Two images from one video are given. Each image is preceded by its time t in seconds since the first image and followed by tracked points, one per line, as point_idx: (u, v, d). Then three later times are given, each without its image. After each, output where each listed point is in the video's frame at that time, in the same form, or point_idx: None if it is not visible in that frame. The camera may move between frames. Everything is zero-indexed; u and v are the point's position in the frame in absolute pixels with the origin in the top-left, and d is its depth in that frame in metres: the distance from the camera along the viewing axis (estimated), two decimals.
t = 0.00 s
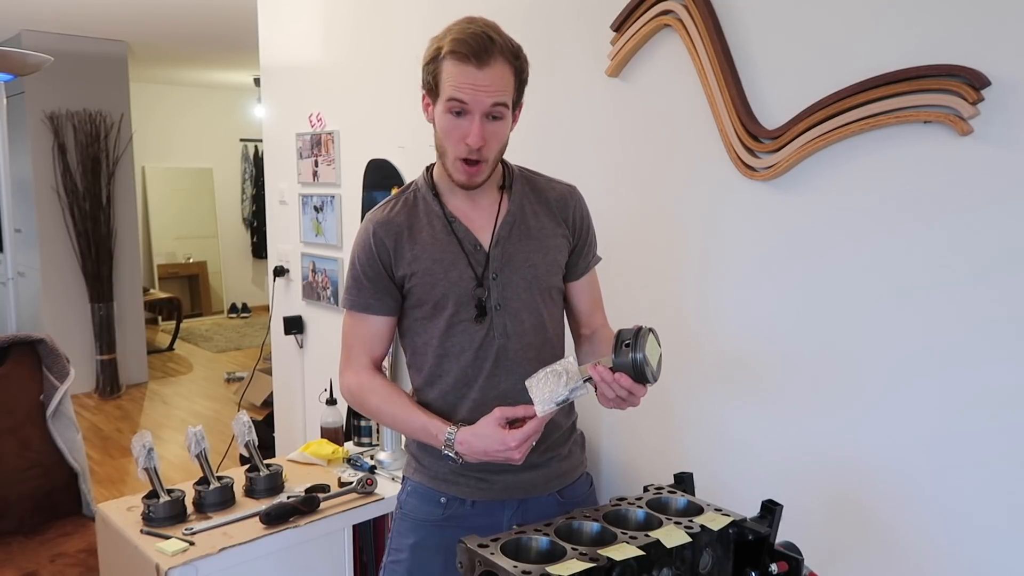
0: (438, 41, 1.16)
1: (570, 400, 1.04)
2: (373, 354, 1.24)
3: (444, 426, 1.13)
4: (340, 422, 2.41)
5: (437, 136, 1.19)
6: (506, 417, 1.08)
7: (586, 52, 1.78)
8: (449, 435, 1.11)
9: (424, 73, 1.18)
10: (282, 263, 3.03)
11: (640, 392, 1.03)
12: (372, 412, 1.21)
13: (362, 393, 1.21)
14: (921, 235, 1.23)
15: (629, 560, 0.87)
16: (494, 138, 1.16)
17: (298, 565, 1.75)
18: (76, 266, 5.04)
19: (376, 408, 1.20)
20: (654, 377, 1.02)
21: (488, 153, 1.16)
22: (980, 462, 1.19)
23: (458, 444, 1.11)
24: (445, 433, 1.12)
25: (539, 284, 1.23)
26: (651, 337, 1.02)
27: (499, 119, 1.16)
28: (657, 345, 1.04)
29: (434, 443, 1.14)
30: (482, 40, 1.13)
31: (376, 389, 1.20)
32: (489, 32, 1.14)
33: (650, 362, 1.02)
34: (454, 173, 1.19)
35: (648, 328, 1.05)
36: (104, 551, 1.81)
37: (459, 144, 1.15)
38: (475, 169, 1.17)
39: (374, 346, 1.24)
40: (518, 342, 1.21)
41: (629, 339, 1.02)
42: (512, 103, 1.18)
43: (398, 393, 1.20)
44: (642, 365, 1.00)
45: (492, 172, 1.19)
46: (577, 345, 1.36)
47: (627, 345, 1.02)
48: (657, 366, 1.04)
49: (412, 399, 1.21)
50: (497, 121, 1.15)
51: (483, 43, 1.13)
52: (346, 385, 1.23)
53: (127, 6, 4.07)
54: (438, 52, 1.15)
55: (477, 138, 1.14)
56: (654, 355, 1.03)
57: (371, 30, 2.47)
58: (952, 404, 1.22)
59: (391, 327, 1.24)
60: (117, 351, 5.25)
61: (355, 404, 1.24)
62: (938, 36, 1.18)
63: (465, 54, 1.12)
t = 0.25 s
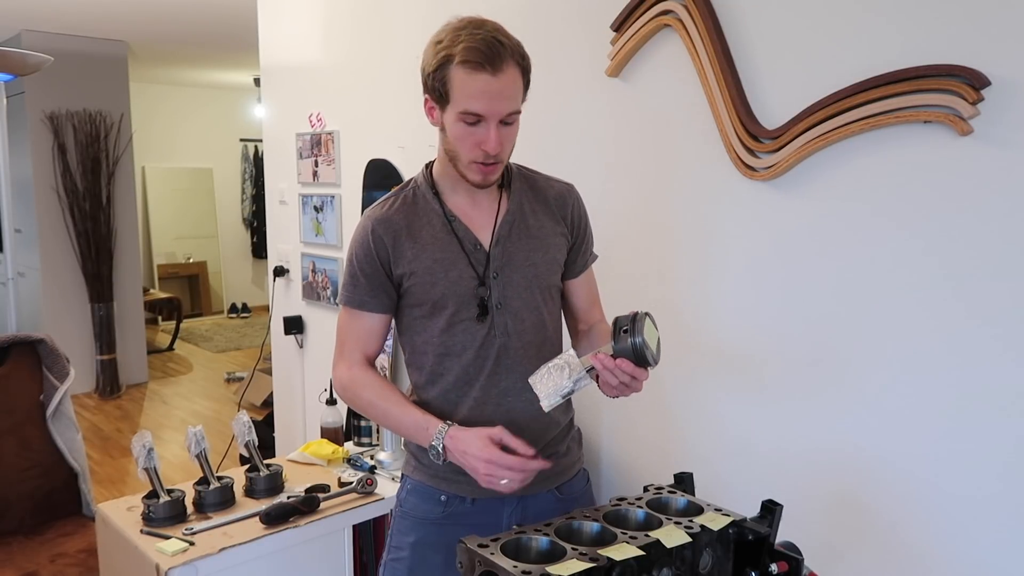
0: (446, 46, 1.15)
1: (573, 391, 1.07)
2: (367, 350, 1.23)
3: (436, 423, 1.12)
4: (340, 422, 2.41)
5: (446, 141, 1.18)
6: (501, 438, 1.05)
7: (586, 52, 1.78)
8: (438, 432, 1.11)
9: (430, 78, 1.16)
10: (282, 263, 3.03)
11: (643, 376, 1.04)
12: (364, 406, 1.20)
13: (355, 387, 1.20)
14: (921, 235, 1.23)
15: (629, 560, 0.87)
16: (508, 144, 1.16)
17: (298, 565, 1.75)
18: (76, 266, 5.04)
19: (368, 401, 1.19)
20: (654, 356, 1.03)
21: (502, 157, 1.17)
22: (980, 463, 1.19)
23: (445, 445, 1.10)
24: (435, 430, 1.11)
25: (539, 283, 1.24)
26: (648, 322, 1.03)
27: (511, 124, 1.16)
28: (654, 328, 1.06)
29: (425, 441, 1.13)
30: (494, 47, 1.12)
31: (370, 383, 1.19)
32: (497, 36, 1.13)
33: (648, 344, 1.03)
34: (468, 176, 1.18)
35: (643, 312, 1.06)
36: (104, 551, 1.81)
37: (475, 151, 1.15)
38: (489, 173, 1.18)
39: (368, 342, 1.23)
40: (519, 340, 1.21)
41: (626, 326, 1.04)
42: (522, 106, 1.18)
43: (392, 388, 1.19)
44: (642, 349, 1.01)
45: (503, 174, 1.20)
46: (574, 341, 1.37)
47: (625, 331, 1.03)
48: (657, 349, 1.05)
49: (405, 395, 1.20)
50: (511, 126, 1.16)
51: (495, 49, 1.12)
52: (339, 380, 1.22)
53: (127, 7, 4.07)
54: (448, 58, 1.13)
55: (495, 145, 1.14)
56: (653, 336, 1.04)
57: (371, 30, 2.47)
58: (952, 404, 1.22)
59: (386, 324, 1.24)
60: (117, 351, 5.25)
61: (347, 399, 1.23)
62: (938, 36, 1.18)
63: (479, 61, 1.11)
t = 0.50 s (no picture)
0: (449, 54, 1.13)
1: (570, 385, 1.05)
2: (368, 343, 1.22)
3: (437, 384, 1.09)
4: (340, 422, 2.41)
5: (454, 146, 1.18)
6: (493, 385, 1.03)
7: (586, 51, 1.78)
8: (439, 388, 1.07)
9: (434, 86, 1.15)
10: (282, 263, 3.03)
11: (635, 367, 1.06)
12: (365, 391, 1.17)
13: (356, 371, 1.18)
14: (921, 235, 1.23)
15: (629, 560, 0.87)
16: (516, 147, 1.16)
17: (298, 565, 1.75)
18: (76, 266, 5.04)
19: (371, 381, 1.16)
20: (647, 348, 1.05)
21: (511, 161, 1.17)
22: (980, 463, 1.19)
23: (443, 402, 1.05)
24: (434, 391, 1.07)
25: (542, 283, 1.24)
26: (637, 311, 1.06)
27: (519, 127, 1.16)
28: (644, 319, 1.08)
29: (425, 407, 1.09)
30: (498, 54, 1.11)
31: (372, 366, 1.17)
32: (501, 42, 1.12)
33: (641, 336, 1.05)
34: (477, 179, 1.19)
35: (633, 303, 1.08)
36: (104, 551, 1.81)
37: (484, 157, 1.15)
38: (497, 176, 1.18)
39: (371, 335, 1.22)
40: (519, 340, 1.22)
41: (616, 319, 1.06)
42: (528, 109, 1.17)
43: (395, 370, 1.17)
44: (633, 339, 1.03)
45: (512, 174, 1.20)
46: (575, 340, 1.37)
47: (615, 322, 1.06)
48: (648, 339, 1.07)
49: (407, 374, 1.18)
50: (518, 130, 1.15)
51: (499, 57, 1.11)
52: (339, 369, 1.20)
53: (127, 7, 4.07)
54: (452, 67, 1.12)
55: (504, 151, 1.14)
56: (645, 328, 1.07)
57: (371, 30, 2.47)
58: (952, 404, 1.22)
59: (389, 319, 1.23)
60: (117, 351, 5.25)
61: (348, 390, 1.20)
62: (938, 36, 1.18)
63: (484, 70, 1.11)
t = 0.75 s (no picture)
0: (444, 52, 1.13)
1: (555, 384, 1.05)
2: (375, 343, 1.22)
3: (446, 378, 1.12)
4: (340, 422, 2.41)
5: (451, 145, 1.18)
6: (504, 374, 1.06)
7: (586, 51, 1.78)
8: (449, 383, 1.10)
9: (431, 85, 1.16)
10: (282, 263, 3.03)
11: (623, 381, 1.05)
12: (372, 390, 1.18)
13: (365, 373, 1.19)
14: (921, 236, 1.23)
15: (629, 560, 0.87)
16: (511, 148, 1.16)
17: (298, 564, 1.75)
18: (76, 266, 5.04)
19: (379, 381, 1.17)
20: (638, 368, 1.03)
21: (506, 161, 1.16)
22: (979, 463, 1.19)
23: (456, 395, 1.08)
24: (444, 385, 1.10)
25: (543, 285, 1.24)
26: (635, 327, 1.03)
27: (514, 127, 1.15)
28: (642, 334, 1.05)
29: (436, 403, 1.11)
30: (490, 52, 1.11)
31: (379, 365, 1.18)
32: (494, 40, 1.12)
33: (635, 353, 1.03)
34: (474, 179, 1.19)
35: (632, 316, 1.05)
36: (104, 551, 1.81)
37: (478, 157, 1.15)
38: (493, 176, 1.18)
39: (376, 335, 1.22)
40: (519, 341, 1.22)
41: (613, 331, 1.04)
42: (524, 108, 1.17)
43: (404, 369, 1.18)
44: (625, 355, 1.01)
45: (510, 174, 1.20)
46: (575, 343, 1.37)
47: (611, 333, 1.04)
48: (641, 358, 1.05)
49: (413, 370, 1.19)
50: (513, 130, 1.15)
51: (491, 55, 1.11)
52: (346, 371, 1.21)
53: (127, 7, 4.07)
54: (446, 66, 1.13)
55: (497, 152, 1.14)
56: (640, 347, 1.04)
57: (371, 31, 2.47)
58: (952, 404, 1.22)
59: (393, 320, 1.23)
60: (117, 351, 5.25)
61: (354, 390, 1.21)
62: (938, 36, 1.18)
63: (476, 68, 1.10)
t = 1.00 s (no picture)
0: (447, 50, 1.14)
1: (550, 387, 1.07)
2: (375, 340, 1.23)
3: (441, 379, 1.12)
4: (339, 422, 2.41)
5: (451, 144, 1.19)
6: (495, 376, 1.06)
7: (586, 51, 1.78)
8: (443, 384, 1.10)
9: (434, 82, 1.16)
10: (282, 263, 3.03)
11: (616, 391, 1.05)
12: (371, 386, 1.19)
13: (364, 368, 1.19)
14: (921, 236, 1.23)
15: (629, 560, 0.87)
16: (509, 150, 1.16)
17: (298, 564, 1.75)
18: (76, 266, 5.04)
19: (378, 376, 1.17)
20: (634, 379, 1.04)
21: (504, 163, 1.17)
22: (979, 462, 1.20)
23: (450, 395, 1.09)
24: (439, 385, 1.11)
25: (542, 287, 1.24)
26: (634, 339, 1.05)
27: (513, 129, 1.15)
28: (641, 348, 1.06)
29: (431, 402, 1.12)
30: (490, 53, 1.10)
31: (377, 363, 1.19)
32: (495, 40, 1.11)
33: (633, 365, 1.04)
34: (472, 181, 1.19)
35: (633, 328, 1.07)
36: (104, 551, 1.81)
37: (475, 157, 1.15)
38: (491, 178, 1.18)
39: (377, 333, 1.23)
40: (517, 343, 1.22)
41: (613, 340, 1.05)
42: (525, 110, 1.16)
43: (403, 367, 1.18)
44: (621, 364, 1.03)
45: (508, 176, 1.20)
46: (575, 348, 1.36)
47: (610, 342, 1.05)
48: (639, 371, 1.06)
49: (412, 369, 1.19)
50: (511, 132, 1.15)
51: (491, 56, 1.10)
52: (346, 366, 1.22)
53: (127, 7, 4.07)
54: (447, 64, 1.13)
55: (493, 153, 1.14)
56: (639, 358, 1.06)
57: (371, 31, 2.47)
58: (952, 404, 1.22)
59: (393, 319, 1.23)
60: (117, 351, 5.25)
61: (353, 385, 1.22)
62: (938, 36, 1.18)
63: (474, 69, 1.10)
